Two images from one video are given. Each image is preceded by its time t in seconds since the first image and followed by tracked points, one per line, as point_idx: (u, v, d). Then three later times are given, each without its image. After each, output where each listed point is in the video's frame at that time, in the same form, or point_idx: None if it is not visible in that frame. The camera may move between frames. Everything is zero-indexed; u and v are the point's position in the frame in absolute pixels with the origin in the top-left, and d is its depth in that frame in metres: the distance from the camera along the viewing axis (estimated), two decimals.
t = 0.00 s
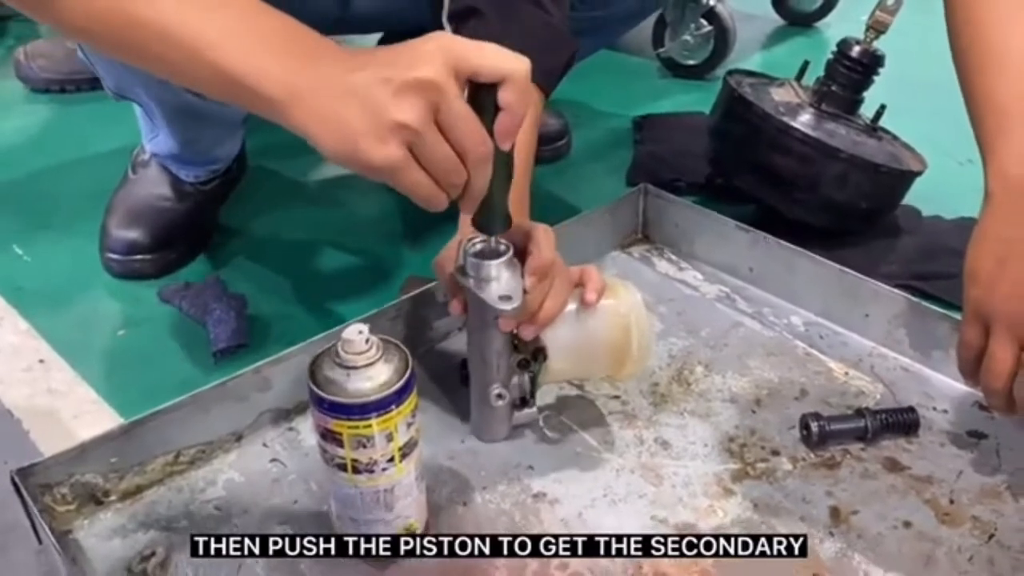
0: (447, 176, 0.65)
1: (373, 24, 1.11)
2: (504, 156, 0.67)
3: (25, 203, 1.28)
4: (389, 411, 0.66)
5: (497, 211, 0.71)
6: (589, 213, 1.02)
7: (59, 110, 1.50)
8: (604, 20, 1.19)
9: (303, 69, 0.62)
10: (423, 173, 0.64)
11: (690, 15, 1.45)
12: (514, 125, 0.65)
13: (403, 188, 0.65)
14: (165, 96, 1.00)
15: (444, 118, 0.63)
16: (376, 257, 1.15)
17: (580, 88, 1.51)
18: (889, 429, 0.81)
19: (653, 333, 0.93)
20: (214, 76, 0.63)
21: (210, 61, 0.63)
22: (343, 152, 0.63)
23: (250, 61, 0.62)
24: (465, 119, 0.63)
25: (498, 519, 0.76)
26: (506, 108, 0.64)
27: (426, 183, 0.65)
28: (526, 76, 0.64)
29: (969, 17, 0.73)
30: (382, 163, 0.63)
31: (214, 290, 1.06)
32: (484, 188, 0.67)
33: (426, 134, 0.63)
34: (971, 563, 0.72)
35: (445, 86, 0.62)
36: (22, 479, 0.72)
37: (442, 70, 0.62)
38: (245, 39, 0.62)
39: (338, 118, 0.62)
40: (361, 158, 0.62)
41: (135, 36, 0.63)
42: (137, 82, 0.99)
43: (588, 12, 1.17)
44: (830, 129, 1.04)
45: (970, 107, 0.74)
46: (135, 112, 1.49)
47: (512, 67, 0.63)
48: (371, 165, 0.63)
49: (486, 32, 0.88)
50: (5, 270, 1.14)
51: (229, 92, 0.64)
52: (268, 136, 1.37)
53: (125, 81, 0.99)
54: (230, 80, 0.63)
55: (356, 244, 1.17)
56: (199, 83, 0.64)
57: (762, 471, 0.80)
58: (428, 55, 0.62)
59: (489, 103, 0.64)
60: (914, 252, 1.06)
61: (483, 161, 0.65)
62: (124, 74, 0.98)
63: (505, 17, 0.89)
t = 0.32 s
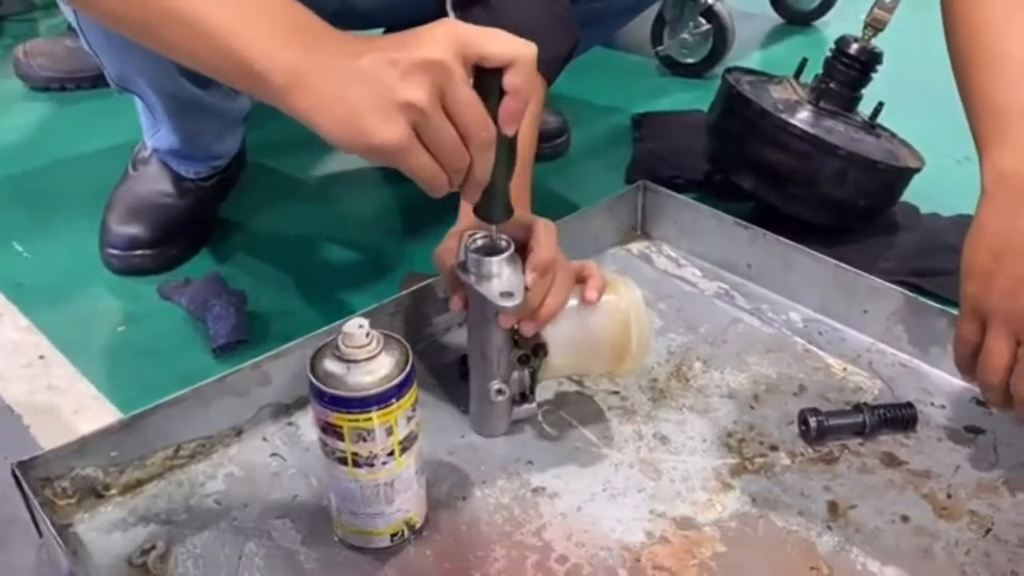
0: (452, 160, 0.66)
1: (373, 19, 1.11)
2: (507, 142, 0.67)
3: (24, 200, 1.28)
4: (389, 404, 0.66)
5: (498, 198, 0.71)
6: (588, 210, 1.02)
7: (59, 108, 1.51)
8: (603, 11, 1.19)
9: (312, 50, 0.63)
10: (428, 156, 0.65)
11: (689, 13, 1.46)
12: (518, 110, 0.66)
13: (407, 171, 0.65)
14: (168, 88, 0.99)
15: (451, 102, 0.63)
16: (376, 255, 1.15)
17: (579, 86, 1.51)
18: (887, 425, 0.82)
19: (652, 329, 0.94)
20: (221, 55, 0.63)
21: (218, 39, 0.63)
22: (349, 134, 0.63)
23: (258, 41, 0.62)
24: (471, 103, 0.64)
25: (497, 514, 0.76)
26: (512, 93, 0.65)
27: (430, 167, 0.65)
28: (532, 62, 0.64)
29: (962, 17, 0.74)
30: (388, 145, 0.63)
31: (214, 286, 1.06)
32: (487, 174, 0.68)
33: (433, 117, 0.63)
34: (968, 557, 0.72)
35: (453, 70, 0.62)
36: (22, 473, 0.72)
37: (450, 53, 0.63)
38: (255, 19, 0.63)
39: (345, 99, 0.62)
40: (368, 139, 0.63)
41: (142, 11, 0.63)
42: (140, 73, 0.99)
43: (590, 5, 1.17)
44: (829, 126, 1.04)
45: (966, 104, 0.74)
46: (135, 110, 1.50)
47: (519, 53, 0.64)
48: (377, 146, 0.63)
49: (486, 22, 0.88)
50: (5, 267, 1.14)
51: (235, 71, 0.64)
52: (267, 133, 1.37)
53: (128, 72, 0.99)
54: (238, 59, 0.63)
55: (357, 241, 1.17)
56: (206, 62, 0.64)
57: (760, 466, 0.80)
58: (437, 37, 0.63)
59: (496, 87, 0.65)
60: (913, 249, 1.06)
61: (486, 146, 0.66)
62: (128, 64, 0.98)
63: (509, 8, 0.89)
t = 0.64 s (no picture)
0: (415, 175, 0.67)
1: (370, 21, 1.12)
2: (471, 148, 0.67)
3: (23, 201, 1.28)
4: (384, 405, 0.67)
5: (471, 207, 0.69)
6: (584, 211, 1.03)
7: (56, 109, 1.51)
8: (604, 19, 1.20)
9: (271, 72, 0.64)
10: (390, 173, 0.66)
11: (686, 15, 1.46)
12: (476, 118, 0.65)
13: (372, 189, 0.67)
14: (166, 94, 1.00)
15: (407, 120, 0.64)
16: (373, 255, 1.15)
17: (576, 87, 1.52)
18: (882, 425, 0.82)
19: (648, 330, 0.94)
20: (184, 77, 0.64)
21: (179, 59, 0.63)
22: (311, 156, 0.64)
23: (218, 62, 0.63)
24: (428, 117, 0.65)
25: (493, 514, 0.76)
26: (465, 104, 0.64)
27: (395, 183, 0.67)
28: (484, 69, 0.64)
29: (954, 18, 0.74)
30: (350, 166, 0.64)
31: (212, 287, 1.07)
32: (454, 184, 0.68)
33: (390, 135, 0.64)
34: (962, 556, 0.73)
35: (406, 88, 0.63)
36: (21, 474, 0.72)
37: (403, 72, 0.64)
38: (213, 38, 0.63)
39: (305, 122, 0.63)
40: (329, 161, 0.64)
41: (105, 29, 0.64)
42: (139, 78, 0.99)
43: (592, 14, 1.18)
44: (824, 128, 1.04)
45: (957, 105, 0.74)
46: (133, 111, 1.50)
47: (471, 62, 0.63)
48: (340, 168, 0.64)
49: (484, 27, 0.90)
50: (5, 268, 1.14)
51: (199, 92, 0.64)
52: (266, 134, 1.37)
53: (130, 77, 0.99)
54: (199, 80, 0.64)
55: (354, 242, 1.18)
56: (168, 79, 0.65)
57: (756, 466, 0.80)
58: (390, 57, 0.64)
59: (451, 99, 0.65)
60: (908, 250, 1.07)
61: (451, 158, 0.67)
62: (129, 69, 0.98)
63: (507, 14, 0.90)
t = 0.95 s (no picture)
0: (423, 159, 0.67)
1: (369, 21, 1.12)
2: (480, 136, 0.67)
3: (23, 201, 1.28)
4: (386, 403, 0.67)
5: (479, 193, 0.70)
6: (583, 211, 1.03)
7: (56, 109, 1.51)
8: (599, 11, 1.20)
9: (281, 53, 0.64)
10: (397, 155, 0.66)
11: (684, 15, 1.47)
12: (488, 104, 0.65)
13: (381, 171, 0.67)
14: (173, 85, 1.00)
15: (416, 101, 0.64)
16: (373, 254, 1.16)
17: (575, 88, 1.52)
18: (880, 424, 0.83)
19: (647, 329, 0.94)
20: (198, 62, 0.65)
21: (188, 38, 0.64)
22: (320, 138, 0.65)
23: (228, 41, 0.64)
24: (436, 100, 0.64)
25: (493, 511, 0.77)
26: (477, 89, 0.65)
27: (401, 165, 0.67)
28: (494, 55, 0.64)
29: (950, 17, 0.75)
30: (357, 146, 0.65)
31: (212, 287, 1.07)
32: (462, 171, 0.68)
33: (399, 117, 0.64)
34: (958, 554, 0.73)
35: (416, 69, 0.64)
36: (22, 471, 0.73)
37: (414, 54, 0.64)
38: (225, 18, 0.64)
39: (312, 102, 0.64)
40: (336, 140, 0.64)
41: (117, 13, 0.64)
42: (147, 69, 0.99)
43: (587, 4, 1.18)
44: (822, 128, 1.05)
45: (954, 104, 0.75)
46: (133, 111, 1.50)
47: (482, 47, 0.64)
48: (348, 148, 0.65)
49: (485, 25, 0.90)
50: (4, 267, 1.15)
51: (207, 72, 0.65)
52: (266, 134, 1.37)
53: (133, 68, 1.00)
54: (212, 64, 0.64)
55: (354, 241, 1.18)
56: (177, 62, 0.65)
57: (754, 464, 0.81)
58: (401, 39, 0.64)
59: (461, 82, 0.65)
60: (905, 250, 1.07)
61: (456, 142, 0.67)
62: (137, 60, 0.98)
63: (505, 9, 0.89)
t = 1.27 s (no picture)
0: (421, 158, 0.67)
1: (366, 20, 1.13)
2: (478, 135, 0.67)
3: (21, 199, 1.29)
4: (383, 399, 0.67)
5: (481, 194, 0.70)
6: (580, 209, 1.04)
7: (54, 108, 1.52)
8: (590, 11, 1.20)
9: (283, 56, 0.65)
10: (397, 156, 0.66)
11: (681, 16, 1.47)
12: (485, 103, 0.65)
13: (380, 171, 0.67)
14: (168, 82, 1.00)
15: (413, 101, 0.64)
16: (370, 252, 1.16)
17: (573, 88, 1.53)
18: (874, 421, 0.83)
19: (643, 327, 0.95)
20: (202, 65, 0.66)
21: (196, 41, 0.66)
22: (319, 138, 0.65)
23: (233, 43, 0.65)
24: (434, 99, 0.65)
25: (489, 507, 0.77)
26: (473, 88, 0.65)
27: (401, 165, 0.67)
28: (491, 54, 0.64)
29: (948, 15, 0.75)
30: (355, 146, 0.65)
31: (209, 285, 1.08)
32: (461, 169, 0.69)
33: (396, 116, 0.65)
34: (952, 549, 0.74)
35: (412, 69, 0.64)
36: (22, 467, 0.73)
37: (410, 54, 0.64)
38: (230, 22, 0.65)
39: (312, 103, 0.65)
40: (335, 141, 0.65)
41: (128, 19, 0.67)
42: (142, 66, 0.99)
43: (578, 4, 1.18)
44: (818, 127, 1.05)
45: (948, 103, 0.75)
46: (131, 110, 1.51)
47: (480, 46, 0.64)
48: (346, 148, 0.65)
49: (478, 25, 0.90)
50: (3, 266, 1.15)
51: (212, 74, 0.66)
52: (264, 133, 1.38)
53: (129, 65, 1.00)
54: (214, 67, 0.66)
55: (352, 240, 1.19)
56: (184, 66, 0.67)
57: (749, 460, 0.81)
58: (398, 40, 0.64)
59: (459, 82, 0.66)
60: (900, 249, 1.08)
61: (455, 141, 0.67)
62: (131, 57, 0.98)
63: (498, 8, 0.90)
